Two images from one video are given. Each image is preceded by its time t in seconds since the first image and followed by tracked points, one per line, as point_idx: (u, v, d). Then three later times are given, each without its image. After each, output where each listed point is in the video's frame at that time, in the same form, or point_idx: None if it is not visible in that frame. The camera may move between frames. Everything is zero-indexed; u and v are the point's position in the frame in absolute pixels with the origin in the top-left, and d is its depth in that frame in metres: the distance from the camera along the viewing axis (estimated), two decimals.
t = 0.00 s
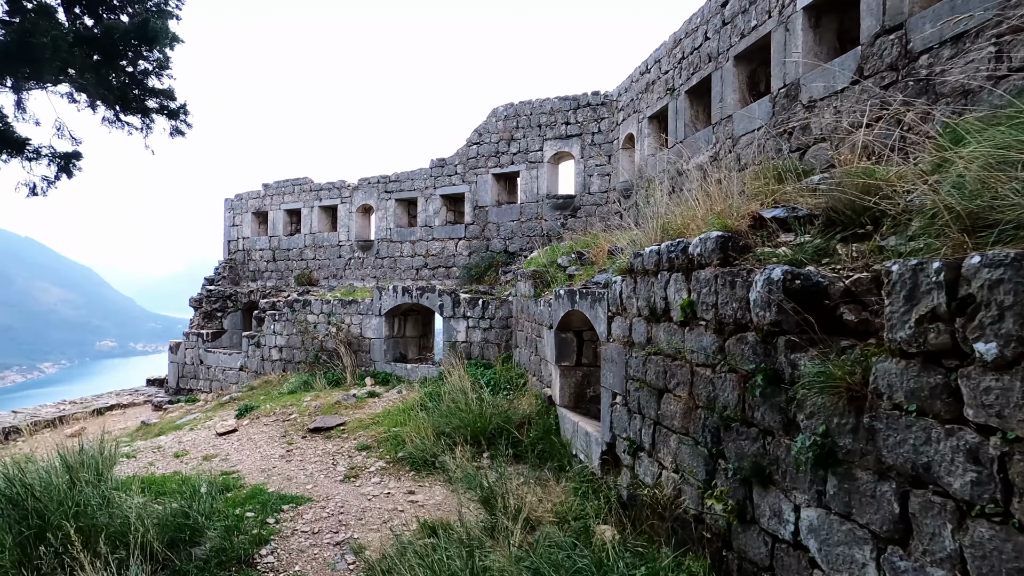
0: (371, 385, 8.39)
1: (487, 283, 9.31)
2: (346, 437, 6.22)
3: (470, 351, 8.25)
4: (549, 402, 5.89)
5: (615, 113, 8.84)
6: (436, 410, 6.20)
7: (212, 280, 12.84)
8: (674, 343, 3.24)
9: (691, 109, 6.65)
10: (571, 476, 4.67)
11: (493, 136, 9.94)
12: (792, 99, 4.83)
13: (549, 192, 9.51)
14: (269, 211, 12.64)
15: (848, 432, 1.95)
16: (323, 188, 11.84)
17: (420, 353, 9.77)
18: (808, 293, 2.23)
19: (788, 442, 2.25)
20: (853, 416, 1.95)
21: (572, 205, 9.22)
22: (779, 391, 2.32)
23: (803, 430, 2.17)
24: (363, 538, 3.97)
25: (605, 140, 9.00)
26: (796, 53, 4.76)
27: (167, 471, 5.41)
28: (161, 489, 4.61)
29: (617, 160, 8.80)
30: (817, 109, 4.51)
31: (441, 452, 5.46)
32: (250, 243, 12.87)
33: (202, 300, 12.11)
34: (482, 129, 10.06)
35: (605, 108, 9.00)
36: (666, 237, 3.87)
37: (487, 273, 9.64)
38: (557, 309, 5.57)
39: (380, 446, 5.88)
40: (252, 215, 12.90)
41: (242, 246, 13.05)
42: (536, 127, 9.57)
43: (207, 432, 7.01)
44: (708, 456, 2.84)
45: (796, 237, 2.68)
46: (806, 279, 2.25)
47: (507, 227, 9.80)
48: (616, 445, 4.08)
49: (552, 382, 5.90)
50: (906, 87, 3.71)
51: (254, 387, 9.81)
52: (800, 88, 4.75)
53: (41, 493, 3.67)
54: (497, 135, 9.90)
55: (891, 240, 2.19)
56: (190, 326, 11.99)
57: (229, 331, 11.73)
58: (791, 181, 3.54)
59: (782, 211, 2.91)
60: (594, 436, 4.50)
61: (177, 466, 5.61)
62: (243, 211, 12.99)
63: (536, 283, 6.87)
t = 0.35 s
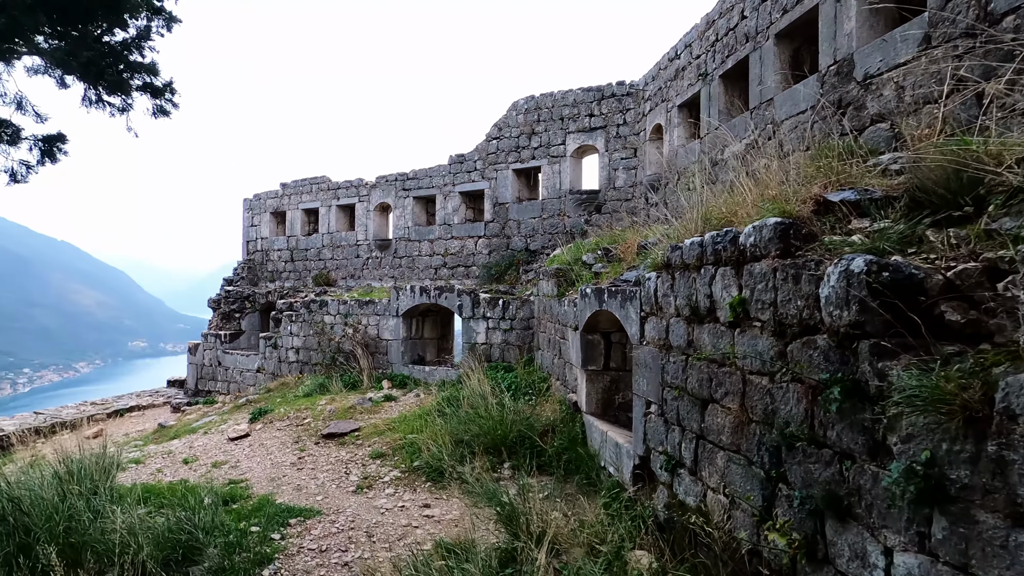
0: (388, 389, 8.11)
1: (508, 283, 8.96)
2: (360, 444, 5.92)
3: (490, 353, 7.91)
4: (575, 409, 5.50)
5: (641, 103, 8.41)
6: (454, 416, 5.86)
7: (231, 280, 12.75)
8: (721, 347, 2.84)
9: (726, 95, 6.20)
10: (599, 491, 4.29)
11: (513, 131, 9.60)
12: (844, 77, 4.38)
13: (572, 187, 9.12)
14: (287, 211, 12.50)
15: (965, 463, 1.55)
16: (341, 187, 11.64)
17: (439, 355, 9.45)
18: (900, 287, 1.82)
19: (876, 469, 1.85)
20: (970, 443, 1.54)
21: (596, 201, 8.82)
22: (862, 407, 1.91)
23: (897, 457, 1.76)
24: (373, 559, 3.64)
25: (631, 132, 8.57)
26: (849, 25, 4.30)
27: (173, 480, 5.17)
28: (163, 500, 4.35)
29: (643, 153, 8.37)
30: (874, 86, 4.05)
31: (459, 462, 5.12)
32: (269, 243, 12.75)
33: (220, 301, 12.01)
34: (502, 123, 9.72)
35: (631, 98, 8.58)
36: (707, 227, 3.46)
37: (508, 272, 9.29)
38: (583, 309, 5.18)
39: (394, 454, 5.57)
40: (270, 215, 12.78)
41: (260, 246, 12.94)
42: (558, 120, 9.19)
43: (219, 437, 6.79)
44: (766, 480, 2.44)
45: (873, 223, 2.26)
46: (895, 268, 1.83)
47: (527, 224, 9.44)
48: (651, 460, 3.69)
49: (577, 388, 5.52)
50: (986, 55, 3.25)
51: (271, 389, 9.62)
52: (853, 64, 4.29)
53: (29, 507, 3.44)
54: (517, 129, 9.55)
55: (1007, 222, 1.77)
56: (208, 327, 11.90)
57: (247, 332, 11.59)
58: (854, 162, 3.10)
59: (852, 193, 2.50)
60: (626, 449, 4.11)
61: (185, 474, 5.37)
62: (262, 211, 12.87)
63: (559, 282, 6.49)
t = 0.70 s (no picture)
0: (407, 394, 7.81)
1: (531, 283, 8.58)
2: (376, 453, 5.61)
3: (513, 358, 7.54)
4: (603, 418, 5.09)
5: (672, 92, 7.94)
6: (474, 425, 5.51)
7: (253, 281, 12.67)
8: (782, 357, 2.42)
9: (768, 78, 5.71)
10: (632, 512, 3.87)
11: (537, 125, 9.21)
12: (910, 49, 3.88)
13: (599, 182, 8.69)
14: (308, 211, 12.36)
15: None
16: (361, 186, 11.44)
17: (460, 358, 9.11)
18: None
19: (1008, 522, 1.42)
20: None
21: (624, 196, 8.38)
22: (988, 439, 1.48)
23: None
24: None
25: (662, 124, 8.11)
26: None
27: (180, 490, 4.93)
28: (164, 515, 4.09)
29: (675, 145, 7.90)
30: (949, 57, 3.55)
31: (479, 476, 4.76)
32: (290, 244, 12.64)
33: (241, 302, 11.92)
34: (525, 117, 9.35)
35: (662, 87, 8.12)
36: (759, 218, 3.03)
37: (532, 272, 8.91)
38: (612, 311, 4.77)
39: (411, 465, 5.24)
40: (291, 215, 12.66)
41: (282, 246, 12.83)
42: (584, 112, 8.78)
43: (233, 442, 6.58)
44: (845, 520, 2.01)
45: (986, 205, 1.82)
46: None
47: (552, 222, 9.05)
48: (694, 482, 3.27)
49: (606, 396, 5.11)
50: None
51: (290, 392, 9.43)
52: (922, 34, 3.79)
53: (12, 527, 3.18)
54: (541, 123, 9.17)
55: None
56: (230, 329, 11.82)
57: (267, 333, 11.46)
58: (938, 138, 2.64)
59: (949, 170, 2.05)
60: (663, 467, 3.70)
61: (193, 484, 5.13)
62: (283, 212, 12.76)
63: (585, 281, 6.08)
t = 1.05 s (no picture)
0: (425, 395, 7.52)
1: (554, 279, 8.23)
2: (391, 458, 5.32)
3: (534, 357, 7.20)
4: (634, 424, 4.72)
5: (703, 77, 7.50)
6: (494, 429, 5.19)
7: (270, 279, 12.53)
8: (862, 361, 2.03)
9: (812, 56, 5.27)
10: (670, 530, 3.51)
11: (558, 114, 8.84)
12: (987, 12, 3.43)
13: (624, 174, 8.29)
14: (324, 207, 12.17)
15: None
16: (378, 181, 11.20)
17: (479, 358, 8.78)
18: None
19: None
20: None
21: (651, 188, 7.96)
22: None
23: None
24: None
25: (691, 111, 7.67)
26: None
27: (186, 496, 4.69)
28: (164, 524, 3.84)
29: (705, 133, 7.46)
30: None
31: (499, 485, 4.43)
32: (307, 241, 12.47)
33: (258, 300, 11.78)
34: (546, 107, 8.98)
35: (691, 72, 7.68)
36: (822, 200, 2.64)
37: (554, 268, 8.56)
38: (644, 307, 4.39)
39: (428, 471, 4.93)
40: (308, 212, 12.49)
41: (299, 243, 12.67)
42: (608, 100, 8.38)
43: (246, 444, 6.36)
44: (953, 563, 1.63)
45: None
46: None
47: (574, 216, 8.68)
48: (744, 501, 2.89)
49: (637, 399, 4.73)
50: None
51: (306, 392, 9.23)
52: None
53: None
54: (563, 113, 8.80)
55: None
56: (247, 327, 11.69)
57: (284, 331, 11.30)
58: None
59: None
60: (705, 481, 3.32)
61: (201, 489, 4.90)
62: (300, 208, 12.60)
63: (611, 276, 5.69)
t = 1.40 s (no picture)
0: (432, 397, 7.18)
1: (566, 276, 7.86)
2: (396, 467, 4.98)
3: (547, 358, 6.84)
4: (658, 432, 4.35)
5: (724, 62, 7.11)
6: (506, 436, 4.83)
7: (273, 277, 12.23)
8: (968, 373, 1.66)
9: (850, 33, 4.87)
10: (707, 555, 3.15)
11: (571, 104, 8.47)
12: None
13: (639, 166, 7.90)
14: (328, 203, 11.85)
15: None
16: (383, 176, 10.87)
17: (488, 358, 8.43)
18: None
19: None
20: None
21: (669, 180, 7.57)
22: None
23: None
24: None
25: (712, 98, 7.27)
26: None
27: (177, 510, 4.37)
28: (148, 544, 3.52)
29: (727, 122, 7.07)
30: None
31: (513, 499, 4.08)
32: (310, 238, 12.16)
33: (260, 298, 11.47)
34: (558, 96, 8.61)
35: (712, 57, 7.28)
36: (897, 180, 2.26)
37: (566, 264, 8.19)
38: (671, 305, 4.01)
39: (436, 482, 4.59)
40: (312, 208, 12.18)
41: (303, 240, 12.37)
42: (623, 88, 7.99)
43: (244, 450, 6.04)
44: None
45: None
46: None
47: (587, 210, 8.30)
48: (799, 528, 2.52)
49: (662, 406, 4.36)
50: None
51: (308, 394, 8.91)
52: None
53: None
54: (575, 102, 8.43)
55: None
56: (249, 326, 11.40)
57: (286, 331, 10.98)
58: None
59: None
60: (748, 501, 2.95)
61: (193, 500, 4.59)
62: (304, 204, 12.29)
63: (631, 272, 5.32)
